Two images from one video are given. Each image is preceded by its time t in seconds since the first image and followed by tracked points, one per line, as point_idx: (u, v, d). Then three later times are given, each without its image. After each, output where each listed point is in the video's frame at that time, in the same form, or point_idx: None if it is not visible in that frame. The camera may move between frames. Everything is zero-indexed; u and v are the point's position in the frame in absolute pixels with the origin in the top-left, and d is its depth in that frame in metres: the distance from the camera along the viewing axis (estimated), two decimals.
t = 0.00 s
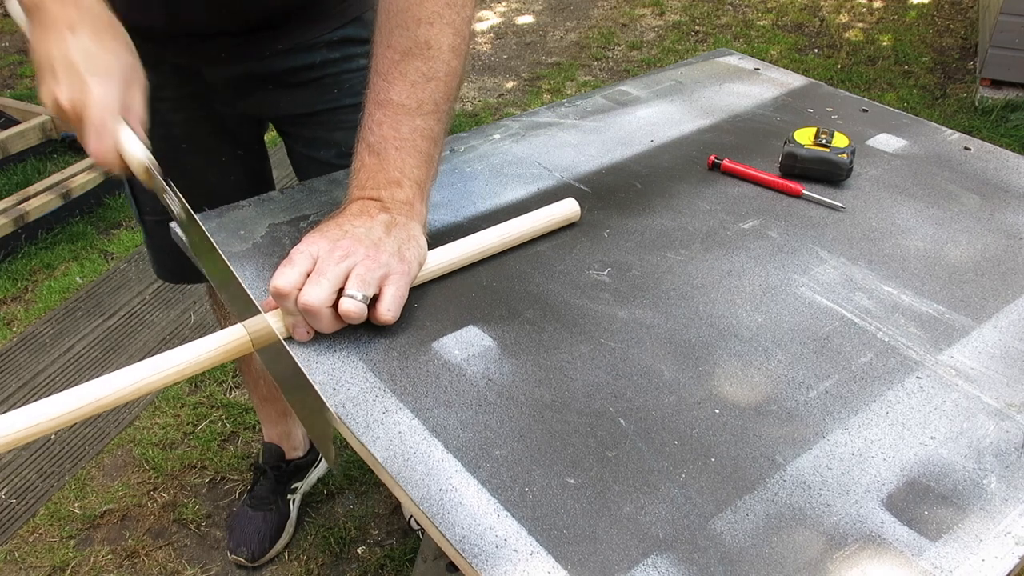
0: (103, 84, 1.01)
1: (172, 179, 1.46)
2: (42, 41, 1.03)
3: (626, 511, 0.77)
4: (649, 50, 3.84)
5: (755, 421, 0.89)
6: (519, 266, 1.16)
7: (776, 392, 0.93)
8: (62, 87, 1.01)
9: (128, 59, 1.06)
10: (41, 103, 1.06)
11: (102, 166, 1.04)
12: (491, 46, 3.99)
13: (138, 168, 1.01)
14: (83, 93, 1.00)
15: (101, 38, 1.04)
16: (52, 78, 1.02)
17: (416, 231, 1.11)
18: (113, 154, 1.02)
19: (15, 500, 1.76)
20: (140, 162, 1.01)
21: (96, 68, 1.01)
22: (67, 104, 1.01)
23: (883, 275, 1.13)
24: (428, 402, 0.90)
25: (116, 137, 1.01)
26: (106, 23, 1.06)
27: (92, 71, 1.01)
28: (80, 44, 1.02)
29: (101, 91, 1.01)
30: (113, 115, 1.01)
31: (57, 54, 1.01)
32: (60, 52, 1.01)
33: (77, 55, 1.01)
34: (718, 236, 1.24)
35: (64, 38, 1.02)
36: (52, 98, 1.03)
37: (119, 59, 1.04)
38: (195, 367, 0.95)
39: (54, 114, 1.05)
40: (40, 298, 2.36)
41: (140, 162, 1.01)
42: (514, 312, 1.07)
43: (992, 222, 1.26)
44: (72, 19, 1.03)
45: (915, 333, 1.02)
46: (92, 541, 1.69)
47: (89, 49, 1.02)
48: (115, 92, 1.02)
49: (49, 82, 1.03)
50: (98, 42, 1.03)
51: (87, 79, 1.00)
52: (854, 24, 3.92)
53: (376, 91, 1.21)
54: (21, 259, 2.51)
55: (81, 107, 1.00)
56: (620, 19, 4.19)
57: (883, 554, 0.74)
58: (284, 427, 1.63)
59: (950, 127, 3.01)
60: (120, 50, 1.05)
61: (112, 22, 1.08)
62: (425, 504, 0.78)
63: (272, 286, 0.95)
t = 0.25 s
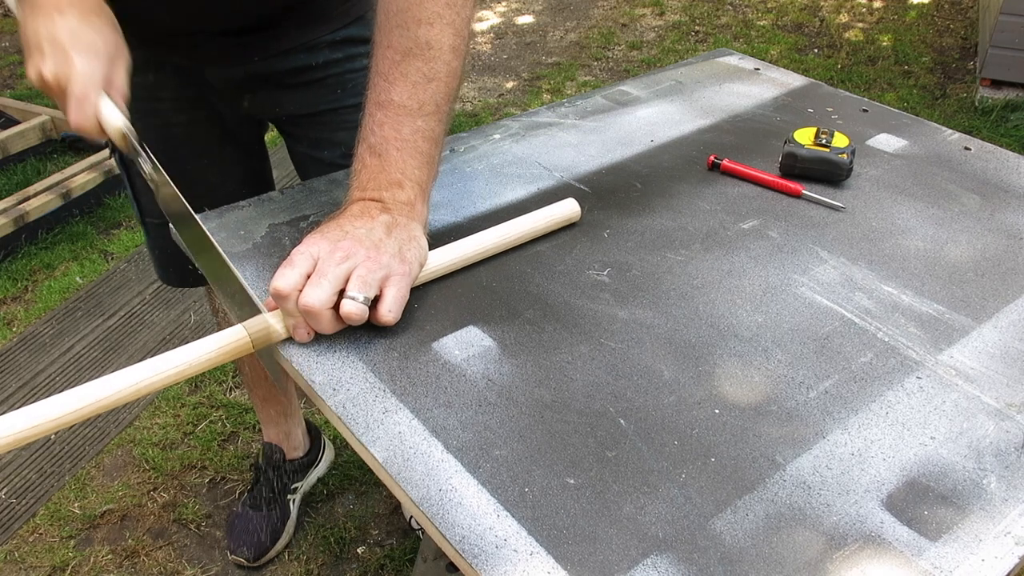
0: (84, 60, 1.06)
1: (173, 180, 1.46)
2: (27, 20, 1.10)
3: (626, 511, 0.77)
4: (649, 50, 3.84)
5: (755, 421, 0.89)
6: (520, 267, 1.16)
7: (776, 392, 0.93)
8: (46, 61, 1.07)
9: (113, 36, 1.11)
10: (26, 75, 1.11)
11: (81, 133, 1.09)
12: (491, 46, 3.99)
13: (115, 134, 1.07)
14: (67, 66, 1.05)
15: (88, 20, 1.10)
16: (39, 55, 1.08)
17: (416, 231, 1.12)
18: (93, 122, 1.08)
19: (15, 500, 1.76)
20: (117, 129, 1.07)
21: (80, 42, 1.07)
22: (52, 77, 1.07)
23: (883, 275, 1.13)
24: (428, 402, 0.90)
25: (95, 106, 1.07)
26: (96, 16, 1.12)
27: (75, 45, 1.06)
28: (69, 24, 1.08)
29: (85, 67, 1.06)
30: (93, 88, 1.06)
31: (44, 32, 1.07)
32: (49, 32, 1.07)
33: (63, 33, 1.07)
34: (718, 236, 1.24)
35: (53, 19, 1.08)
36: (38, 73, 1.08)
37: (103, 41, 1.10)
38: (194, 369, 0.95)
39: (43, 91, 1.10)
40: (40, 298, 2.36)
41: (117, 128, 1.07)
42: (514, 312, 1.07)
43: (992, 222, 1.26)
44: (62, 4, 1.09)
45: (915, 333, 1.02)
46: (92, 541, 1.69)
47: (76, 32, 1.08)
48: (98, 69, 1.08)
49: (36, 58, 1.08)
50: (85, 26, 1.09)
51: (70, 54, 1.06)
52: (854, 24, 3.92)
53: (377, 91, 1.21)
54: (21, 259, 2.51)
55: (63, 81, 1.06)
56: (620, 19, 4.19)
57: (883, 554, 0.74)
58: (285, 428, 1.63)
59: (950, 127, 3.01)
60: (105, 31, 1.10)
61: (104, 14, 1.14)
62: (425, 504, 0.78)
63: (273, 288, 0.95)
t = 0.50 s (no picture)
0: None
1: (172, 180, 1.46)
2: (62, 74, 1.02)
3: (626, 511, 0.77)
4: (649, 50, 3.84)
5: (755, 421, 0.89)
6: (519, 267, 1.16)
7: (776, 392, 0.93)
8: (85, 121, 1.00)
9: (151, 87, 1.06)
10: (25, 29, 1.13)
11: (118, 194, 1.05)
12: (491, 46, 3.99)
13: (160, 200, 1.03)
14: (104, 126, 1.00)
15: (125, 72, 1.03)
16: (75, 111, 1.01)
17: (416, 231, 1.12)
18: (136, 188, 1.04)
19: (15, 500, 1.76)
20: (162, 194, 1.02)
21: (118, 100, 1.01)
22: (89, 136, 1.01)
23: (883, 275, 1.13)
24: (428, 402, 0.90)
25: (136, 168, 1.03)
26: (129, 54, 1.05)
27: (115, 103, 1.00)
28: (103, 76, 1.01)
29: (124, 125, 1.00)
30: (132, 149, 1.01)
31: (78, 88, 1.01)
32: (85, 86, 1.00)
33: (101, 89, 1.00)
34: (718, 236, 1.24)
35: (88, 70, 1.00)
36: (74, 131, 1.02)
37: (144, 91, 1.04)
38: (194, 369, 0.95)
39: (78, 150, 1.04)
40: (40, 298, 2.36)
41: (162, 194, 1.02)
42: (514, 312, 1.07)
43: (992, 222, 1.26)
44: (95, 50, 1.02)
45: (915, 333, 1.02)
46: (92, 541, 1.69)
47: (113, 83, 1.01)
48: (139, 126, 1.02)
49: (71, 114, 1.02)
50: (122, 75, 1.02)
51: (109, 113, 1.00)
52: (854, 24, 3.92)
53: (376, 91, 1.21)
54: (21, 259, 2.51)
55: (102, 140, 1.00)
56: (620, 19, 4.19)
57: (883, 554, 0.74)
58: (284, 428, 1.63)
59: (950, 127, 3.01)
60: (143, 82, 1.04)
61: (136, 53, 1.06)
62: (425, 504, 0.78)
63: (273, 288, 0.95)
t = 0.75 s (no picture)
0: (72, 38, 1.19)
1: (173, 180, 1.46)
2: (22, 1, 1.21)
3: (626, 511, 0.77)
4: (649, 50, 3.84)
5: (755, 421, 0.89)
6: (520, 267, 1.16)
7: (776, 392, 0.93)
8: (35, 39, 1.19)
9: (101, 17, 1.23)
10: (14, 50, 1.24)
11: (65, 105, 1.23)
12: (491, 46, 3.99)
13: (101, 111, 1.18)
14: (53, 44, 1.18)
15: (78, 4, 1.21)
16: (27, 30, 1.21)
17: (416, 231, 1.12)
18: (81, 99, 1.21)
19: (15, 500, 1.76)
20: (103, 106, 1.18)
21: (69, 24, 1.19)
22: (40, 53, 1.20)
23: (883, 275, 1.13)
24: (428, 402, 0.90)
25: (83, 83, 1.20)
26: (98, 28, 1.23)
27: (63, 24, 1.19)
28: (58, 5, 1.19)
29: (70, 46, 1.18)
30: (78, 67, 1.19)
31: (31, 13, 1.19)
32: (36, 9, 1.19)
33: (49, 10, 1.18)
34: (718, 236, 1.24)
35: None
36: (27, 49, 1.21)
37: (91, 19, 1.21)
38: (194, 369, 0.95)
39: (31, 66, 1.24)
40: (40, 298, 2.36)
41: (103, 106, 1.17)
42: (514, 312, 1.06)
43: (992, 222, 1.26)
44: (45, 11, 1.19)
45: (915, 333, 1.02)
46: (92, 541, 1.69)
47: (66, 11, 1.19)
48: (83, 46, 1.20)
49: (26, 34, 1.21)
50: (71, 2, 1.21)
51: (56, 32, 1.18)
52: (854, 24, 3.92)
53: (377, 91, 1.21)
54: (21, 259, 2.51)
55: (50, 59, 1.19)
56: (620, 19, 4.19)
57: (883, 554, 0.74)
58: (284, 428, 1.63)
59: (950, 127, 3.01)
60: (92, 9, 1.22)
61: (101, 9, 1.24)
62: (425, 504, 0.78)
63: (273, 287, 0.95)
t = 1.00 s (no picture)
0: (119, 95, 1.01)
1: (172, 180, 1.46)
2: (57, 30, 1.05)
3: (626, 511, 0.77)
4: (649, 50, 3.84)
5: (755, 421, 0.89)
6: (520, 266, 1.16)
7: (776, 392, 0.93)
8: (98, 141, 1.00)
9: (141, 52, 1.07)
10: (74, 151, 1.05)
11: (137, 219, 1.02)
12: (491, 46, 3.99)
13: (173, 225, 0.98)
14: (121, 148, 0.98)
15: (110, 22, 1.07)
16: (90, 132, 1.01)
17: (416, 231, 1.12)
18: (150, 210, 0.99)
19: (15, 500, 1.76)
20: (177, 218, 0.98)
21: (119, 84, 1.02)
22: (106, 157, 1.00)
23: (883, 275, 1.13)
24: (428, 402, 0.90)
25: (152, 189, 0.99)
26: (149, 77, 1.05)
27: (131, 124, 1.00)
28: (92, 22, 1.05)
29: (140, 148, 0.98)
30: (150, 170, 0.99)
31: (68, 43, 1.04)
32: (99, 106, 1.01)
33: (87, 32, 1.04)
34: (718, 236, 1.24)
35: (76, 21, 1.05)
36: (89, 152, 1.02)
37: (161, 114, 1.03)
38: (195, 369, 0.95)
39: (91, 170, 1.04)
40: (40, 298, 2.36)
41: (177, 217, 0.98)
42: (514, 312, 1.07)
43: (992, 222, 1.26)
44: (113, 74, 1.02)
45: (915, 333, 1.02)
46: (92, 541, 1.69)
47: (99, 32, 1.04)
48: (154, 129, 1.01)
49: (87, 136, 1.02)
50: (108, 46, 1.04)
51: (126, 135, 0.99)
52: (854, 24, 3.92)
53: (376, 91, 1.21)
54: (21, 259, 2.51)
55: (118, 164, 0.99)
56: (620, 19, 4.19)
57: (883, 554, 0.74)
58: (284, 428, 1.63)
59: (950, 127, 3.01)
60: (161, 100, 1.04)
61: (157, 77, 1.07)
62: (425, 504, 0.78)
63: (274, 288, 0.95)
